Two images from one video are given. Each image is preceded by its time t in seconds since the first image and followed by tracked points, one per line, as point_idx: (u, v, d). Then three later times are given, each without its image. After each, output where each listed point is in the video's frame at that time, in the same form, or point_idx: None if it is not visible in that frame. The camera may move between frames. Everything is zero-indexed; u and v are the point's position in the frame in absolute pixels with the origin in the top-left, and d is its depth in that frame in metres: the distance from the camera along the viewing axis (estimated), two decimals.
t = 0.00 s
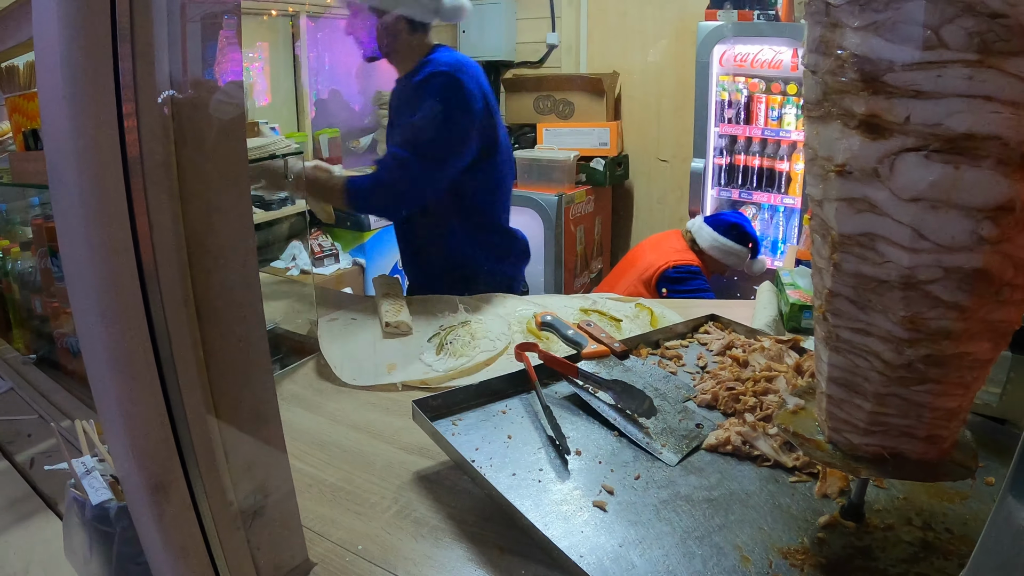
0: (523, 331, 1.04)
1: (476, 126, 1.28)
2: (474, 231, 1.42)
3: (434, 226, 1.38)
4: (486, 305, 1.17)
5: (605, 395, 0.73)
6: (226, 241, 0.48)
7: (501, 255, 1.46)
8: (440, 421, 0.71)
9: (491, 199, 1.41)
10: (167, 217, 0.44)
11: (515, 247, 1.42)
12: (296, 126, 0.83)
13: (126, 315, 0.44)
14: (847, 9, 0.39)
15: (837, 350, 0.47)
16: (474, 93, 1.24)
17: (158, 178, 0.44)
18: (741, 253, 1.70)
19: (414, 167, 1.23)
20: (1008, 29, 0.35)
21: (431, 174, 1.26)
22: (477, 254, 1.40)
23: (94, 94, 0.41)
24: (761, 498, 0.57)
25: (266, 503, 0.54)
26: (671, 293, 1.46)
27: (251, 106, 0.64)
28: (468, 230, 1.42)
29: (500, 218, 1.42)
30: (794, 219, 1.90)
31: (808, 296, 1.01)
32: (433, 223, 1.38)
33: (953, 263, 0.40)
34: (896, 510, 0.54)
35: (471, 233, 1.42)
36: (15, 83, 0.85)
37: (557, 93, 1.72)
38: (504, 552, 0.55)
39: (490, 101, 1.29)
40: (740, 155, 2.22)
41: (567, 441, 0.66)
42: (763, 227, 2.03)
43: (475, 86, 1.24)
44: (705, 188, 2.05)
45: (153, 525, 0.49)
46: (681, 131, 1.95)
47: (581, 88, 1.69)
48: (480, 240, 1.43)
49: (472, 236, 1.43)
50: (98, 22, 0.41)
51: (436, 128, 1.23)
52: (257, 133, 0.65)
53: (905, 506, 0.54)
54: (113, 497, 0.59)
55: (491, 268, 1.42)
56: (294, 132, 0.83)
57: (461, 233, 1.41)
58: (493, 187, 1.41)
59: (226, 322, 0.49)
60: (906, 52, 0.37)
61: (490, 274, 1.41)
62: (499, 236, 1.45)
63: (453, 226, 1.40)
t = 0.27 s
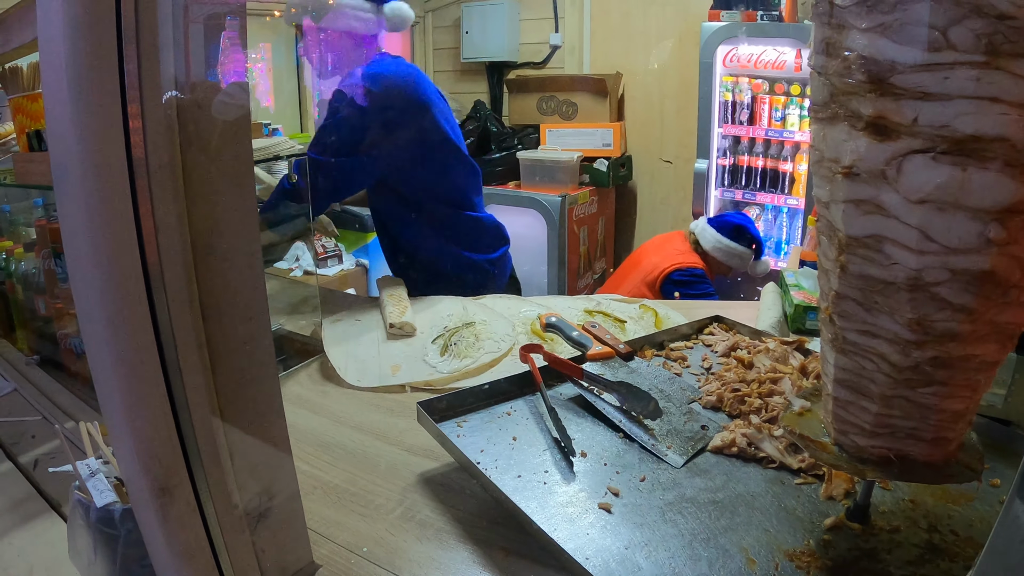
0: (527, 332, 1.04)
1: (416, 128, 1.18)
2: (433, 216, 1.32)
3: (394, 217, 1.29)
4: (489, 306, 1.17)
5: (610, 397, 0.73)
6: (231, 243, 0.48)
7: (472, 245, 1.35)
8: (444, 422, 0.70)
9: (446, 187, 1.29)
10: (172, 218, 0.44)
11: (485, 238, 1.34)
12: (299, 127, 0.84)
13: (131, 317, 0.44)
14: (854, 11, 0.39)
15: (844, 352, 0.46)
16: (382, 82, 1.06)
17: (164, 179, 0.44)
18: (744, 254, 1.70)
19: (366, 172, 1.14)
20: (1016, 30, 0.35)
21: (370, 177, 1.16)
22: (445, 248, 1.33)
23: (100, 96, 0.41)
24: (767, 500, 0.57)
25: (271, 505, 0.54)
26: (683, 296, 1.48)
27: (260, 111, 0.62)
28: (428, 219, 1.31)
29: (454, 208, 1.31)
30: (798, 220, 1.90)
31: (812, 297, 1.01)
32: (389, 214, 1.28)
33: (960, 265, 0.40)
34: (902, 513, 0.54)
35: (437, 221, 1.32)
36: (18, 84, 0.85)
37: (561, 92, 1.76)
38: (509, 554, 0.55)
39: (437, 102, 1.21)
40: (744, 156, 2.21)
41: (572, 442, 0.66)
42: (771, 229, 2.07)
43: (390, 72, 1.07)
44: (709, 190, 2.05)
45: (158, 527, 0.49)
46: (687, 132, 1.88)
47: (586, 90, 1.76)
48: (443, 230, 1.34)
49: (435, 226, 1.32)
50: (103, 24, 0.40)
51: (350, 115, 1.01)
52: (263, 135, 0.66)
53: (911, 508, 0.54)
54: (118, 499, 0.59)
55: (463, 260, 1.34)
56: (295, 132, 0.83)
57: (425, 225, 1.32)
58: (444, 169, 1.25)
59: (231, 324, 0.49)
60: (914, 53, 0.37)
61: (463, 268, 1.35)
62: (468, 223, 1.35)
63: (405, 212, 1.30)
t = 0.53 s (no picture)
0: (529, 332, 1.04)
1: (414, 130, 1.17)
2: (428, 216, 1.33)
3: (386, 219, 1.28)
4: (491, 305, 1.17)
5: (612, 397, 0.73)
6: (233, 242, 0.48)
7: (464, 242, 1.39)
8: (447, 422, 0.70)
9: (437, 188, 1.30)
10: (174, 217, 0.44)
11: (474, 234, 1.37)
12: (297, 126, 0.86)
13: (133, 316, 0.44)
14: (859, 9, 0.39)
15: (848, 352, 0.46)
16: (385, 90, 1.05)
17: (166, 178, 0.43)
18: (746, 254, 1.71)
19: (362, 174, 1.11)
20: (1022, 29, 0.34)
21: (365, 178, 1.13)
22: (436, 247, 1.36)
23: (102, 94, 0.41)
24: (770, 500, 0.57)
25: (273, 505, 0.53)
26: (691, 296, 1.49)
27: (262, 108, 0.62)
28: (421, 221, 1.32)
29: (445, 205, 1.32)
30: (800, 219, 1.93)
31: (815, 296, 1.01)
32: (381, 217, 1.27)
33: (965, 264, 0.40)
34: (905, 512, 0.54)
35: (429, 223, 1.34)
36: (19, 82, 0.85)
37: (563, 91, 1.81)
38: (512, 554, 0.55)
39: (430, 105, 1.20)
40: (746, 155, 2.25)
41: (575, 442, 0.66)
42: (771, 230, 2.09)
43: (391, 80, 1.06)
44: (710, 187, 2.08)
45: (159, 526, 0.49)
46: (688, 131, 1.96)
47: (589, 89, 1.81)
48: (433, 228, 1.35)
49: (427, 228, 1.34)
50: (105, 21, 0.40)
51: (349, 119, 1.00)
52: (265, 133, 0.66)
53: (914, 508, 0.54)
54: (119, 499, 0.59)
55: (451, 257, 1.37)
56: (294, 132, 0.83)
57: (417, 224, 1.33)
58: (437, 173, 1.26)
59: (234, 323, 0.48)
60: (919, 52, 0.37)
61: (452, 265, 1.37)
62: (457, 220, 1.36)
63: (397, 216, 1.30)
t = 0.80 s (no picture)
0: (529, 331, 1.03)
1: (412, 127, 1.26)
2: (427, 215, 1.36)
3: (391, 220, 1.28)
4: (491, 305, 1.17)
5: (613, 396, 0.73)
6: (233, 241, 0.47)
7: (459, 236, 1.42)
8: (447, 421, 0.70)
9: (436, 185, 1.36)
10: (174, 216, 0.44)
11: (473, 233, 1.44)
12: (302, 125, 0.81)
13: (132, 315, 0.44)
14: (861, 7, 0.39)
15: (849, 351, 0.46)
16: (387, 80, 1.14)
17: (165, 177, 0.43)
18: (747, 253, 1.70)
19: (380, 174, 1.17)
20: None
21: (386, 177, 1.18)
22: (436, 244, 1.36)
23: (101, 92, 0.41)
24: (771, 500, 0.57)
25: (273, 504, 0.53)
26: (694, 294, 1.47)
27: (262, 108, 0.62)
28: (422, 220, 1.34)
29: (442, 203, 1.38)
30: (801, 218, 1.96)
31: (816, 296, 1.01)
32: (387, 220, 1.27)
33: (968, 264, 0.40)
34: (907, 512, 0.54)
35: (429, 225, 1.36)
36: (19, 81, 0.85)
37: (562, 91, 1.86)
38: (512, 554, 0.55)
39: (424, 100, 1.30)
40: (746, 154, 2.25)
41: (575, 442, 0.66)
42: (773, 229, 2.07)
43: (389, 72, 1.15)
44: (712, 186, 2.09)
45: (159, 526, 0.49)
46: (689, 130, 1.88)
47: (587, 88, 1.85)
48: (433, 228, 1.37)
49: (428, 227, 1.35)
50: (105, 20, 0.40)
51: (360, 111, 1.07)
52: (265, 133, 0.65)
53: (916, 507, 0.54)
54: (119, 498, 0.59)
55: (453, 254, 1.38)
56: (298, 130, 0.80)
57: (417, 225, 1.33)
58: (441, 166, 1.35)
59: (234, 322, 0.48)
60: (921, 51, 0.37)
61: (452, 264, 1.37)
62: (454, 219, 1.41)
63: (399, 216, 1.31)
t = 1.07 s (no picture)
0: (530, 331, 1.03)
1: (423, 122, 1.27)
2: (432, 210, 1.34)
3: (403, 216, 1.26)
4: (492, 304, 1.17)
5: (614, 396, 0.73)
6: (234, 240, 0.47)
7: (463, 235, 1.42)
8: (448, 421, 0.70)
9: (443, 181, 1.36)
10: (175, 215, 0.44)
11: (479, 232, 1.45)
12: (303, 125, 0.80)
13: (133, 314, 0.44)
14: (865, 7, 0.39)
15: (852, 351, 0.46)
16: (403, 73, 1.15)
17: (166, 175, 0.43)
18: (748, 254, 1.72)
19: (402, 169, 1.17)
20: None
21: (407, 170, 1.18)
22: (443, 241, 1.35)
23: (102, 90, 0.41)
24: (773, 501, 0.57)
25: (274, 504, 0.53)
26: (700, 295, 1.46)
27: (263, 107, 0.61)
28: (430, 218, 1.33)
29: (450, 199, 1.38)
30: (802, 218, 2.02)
31: (817, 296, 1.01)
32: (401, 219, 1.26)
33: (970, 264, 0.39)
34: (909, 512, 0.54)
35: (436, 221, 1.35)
36: (20, 80, 0.85)
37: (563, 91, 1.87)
38: (513, 554, 0.55)
39: (434, 97, 1.32)
40: (747, 154, 2.21)
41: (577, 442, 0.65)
42: (773, 229, 2.18)
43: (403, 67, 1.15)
44: (711, 188, 2.07)
45: (159, 526, 0.48)
46: (689, 130, 2.04)
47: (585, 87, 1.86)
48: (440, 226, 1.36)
49: (436, 225, 1.35)
50: (107, 18, 0.40)
51: (383, 100, 1.08)
52: (266, 132, 0.65)
53: (918, 508, 0.54)
54: (119, 499, 0.59)
55: (460, 253, 1.37)
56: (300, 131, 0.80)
57: (423, 220, 1.32)
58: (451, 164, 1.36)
59: (234, 322, 0.48)
60: (924, 51, 0.37)
61: (456, 262, 1.36)
62: (459, 217, 1.41)
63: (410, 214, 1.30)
